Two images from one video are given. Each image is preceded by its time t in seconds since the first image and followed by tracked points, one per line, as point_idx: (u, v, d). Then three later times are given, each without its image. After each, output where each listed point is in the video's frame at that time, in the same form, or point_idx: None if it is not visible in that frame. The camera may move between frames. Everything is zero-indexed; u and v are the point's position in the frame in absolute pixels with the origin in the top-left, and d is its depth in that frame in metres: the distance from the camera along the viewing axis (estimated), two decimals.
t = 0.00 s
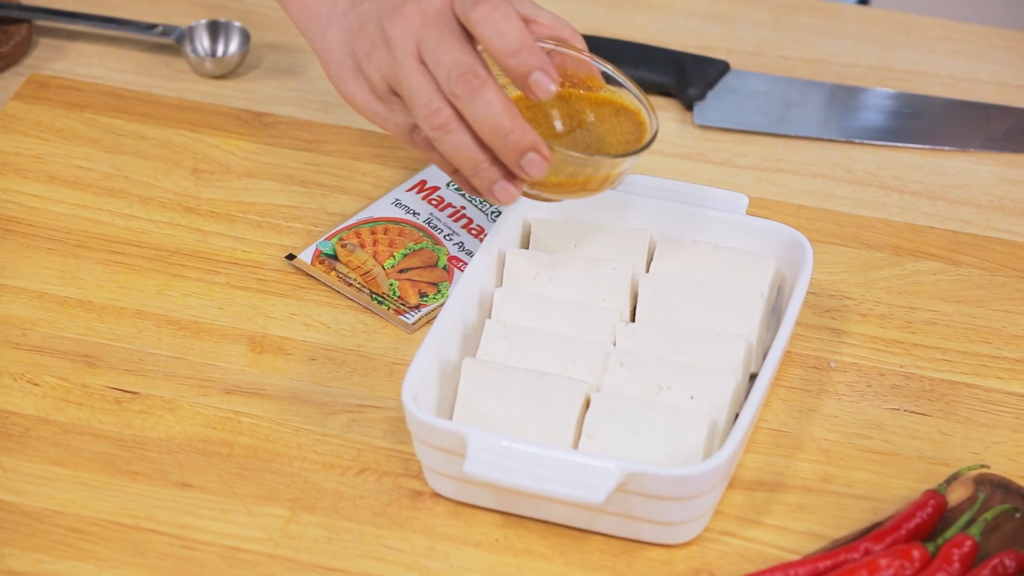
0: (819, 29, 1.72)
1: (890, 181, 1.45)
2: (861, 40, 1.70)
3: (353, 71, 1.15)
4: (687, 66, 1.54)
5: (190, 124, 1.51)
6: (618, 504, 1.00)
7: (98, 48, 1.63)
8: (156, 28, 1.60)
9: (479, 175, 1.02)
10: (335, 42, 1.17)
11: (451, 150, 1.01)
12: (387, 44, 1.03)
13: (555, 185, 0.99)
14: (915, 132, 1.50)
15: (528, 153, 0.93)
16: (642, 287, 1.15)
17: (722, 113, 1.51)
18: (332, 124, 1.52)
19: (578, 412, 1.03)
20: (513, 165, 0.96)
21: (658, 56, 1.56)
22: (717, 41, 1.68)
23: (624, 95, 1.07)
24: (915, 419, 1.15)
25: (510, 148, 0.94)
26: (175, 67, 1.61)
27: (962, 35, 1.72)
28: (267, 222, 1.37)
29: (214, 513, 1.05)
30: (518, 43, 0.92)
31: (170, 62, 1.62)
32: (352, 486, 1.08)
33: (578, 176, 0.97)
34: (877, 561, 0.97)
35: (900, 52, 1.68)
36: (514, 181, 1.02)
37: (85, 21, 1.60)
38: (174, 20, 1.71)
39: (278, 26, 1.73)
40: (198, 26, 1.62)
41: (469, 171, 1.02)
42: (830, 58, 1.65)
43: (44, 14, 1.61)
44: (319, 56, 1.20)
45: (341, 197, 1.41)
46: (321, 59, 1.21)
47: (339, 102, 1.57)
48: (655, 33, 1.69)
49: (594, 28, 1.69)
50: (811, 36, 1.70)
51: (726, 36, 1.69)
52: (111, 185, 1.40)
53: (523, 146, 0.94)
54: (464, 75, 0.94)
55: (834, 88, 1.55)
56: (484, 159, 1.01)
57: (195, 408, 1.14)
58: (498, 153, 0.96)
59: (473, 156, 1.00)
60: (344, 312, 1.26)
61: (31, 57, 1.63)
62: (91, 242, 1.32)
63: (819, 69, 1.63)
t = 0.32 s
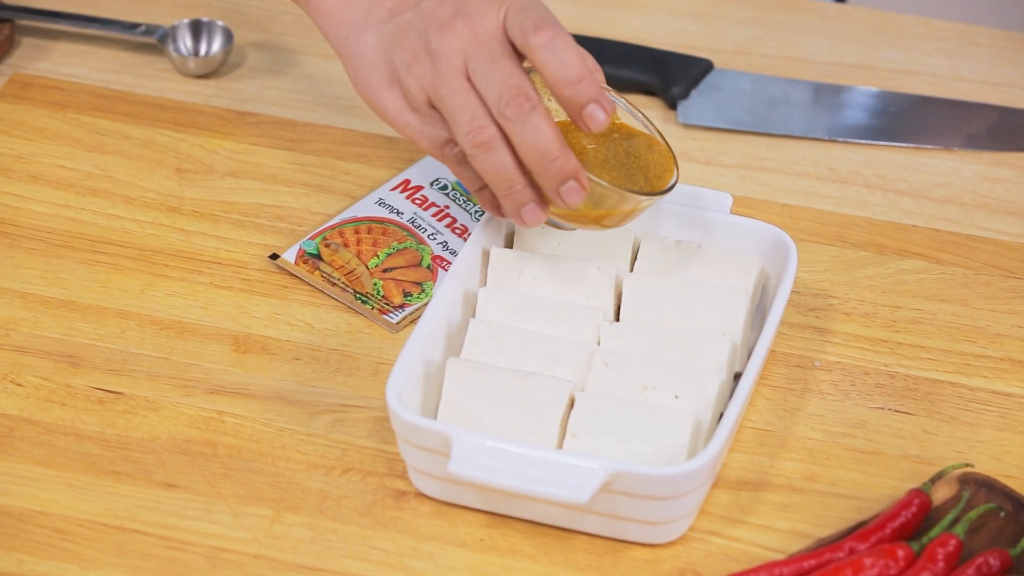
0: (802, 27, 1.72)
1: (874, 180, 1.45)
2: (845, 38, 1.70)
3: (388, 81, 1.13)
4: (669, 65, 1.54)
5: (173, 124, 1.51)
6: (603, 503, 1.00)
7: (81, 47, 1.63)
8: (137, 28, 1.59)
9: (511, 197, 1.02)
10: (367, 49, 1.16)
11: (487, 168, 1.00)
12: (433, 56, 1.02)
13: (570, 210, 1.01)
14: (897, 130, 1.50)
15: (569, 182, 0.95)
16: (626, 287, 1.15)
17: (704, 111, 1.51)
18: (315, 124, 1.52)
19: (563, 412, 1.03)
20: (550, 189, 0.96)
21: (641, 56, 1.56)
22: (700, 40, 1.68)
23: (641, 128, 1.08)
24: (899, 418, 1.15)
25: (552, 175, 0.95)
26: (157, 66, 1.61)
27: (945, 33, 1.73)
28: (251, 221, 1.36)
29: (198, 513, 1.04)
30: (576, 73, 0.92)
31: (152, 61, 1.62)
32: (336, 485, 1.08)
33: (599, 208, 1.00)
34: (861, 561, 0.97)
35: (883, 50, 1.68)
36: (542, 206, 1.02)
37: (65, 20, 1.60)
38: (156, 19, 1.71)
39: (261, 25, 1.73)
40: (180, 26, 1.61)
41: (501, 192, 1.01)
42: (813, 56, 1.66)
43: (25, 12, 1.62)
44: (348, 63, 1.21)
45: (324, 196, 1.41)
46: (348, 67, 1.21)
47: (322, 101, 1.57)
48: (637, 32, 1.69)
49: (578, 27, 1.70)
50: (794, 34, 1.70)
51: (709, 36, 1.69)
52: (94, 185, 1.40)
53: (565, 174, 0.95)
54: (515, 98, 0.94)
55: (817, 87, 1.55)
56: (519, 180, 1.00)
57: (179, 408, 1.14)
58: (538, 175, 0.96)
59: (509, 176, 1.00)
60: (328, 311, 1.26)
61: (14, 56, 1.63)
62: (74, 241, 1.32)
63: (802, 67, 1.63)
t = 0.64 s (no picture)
0: (790, 25, 1.73)
1: (862, 177, 1.45)
2: (833, 37, 1.71)
3: (401, 83, 1.11)
4: (657, 64, 1.55)
5: (161, 122, 1.51)
6: (591, 502, 0.99)
7: (68, 46, 1.63)
8: (124, 27, 1.60)
9: (519, 206, 1.00)
10: (384, 51, 1.12)
11: (499, 176, 0.98)
12: (452, 60, 1.00)
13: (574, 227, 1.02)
14: (885, 127, 1.50)
15: (581, 198, 0.94)
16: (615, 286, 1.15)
17: (693, 110, 1.51)
18: (303, 122, 1.52)
19: (551, 410, 1.03)
20: (563, 202, 0.96)
21: (628, 55, 1.57)
22: (688, 39, 1.68)
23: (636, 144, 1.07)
24: (888, 416, 1.15)
25: (565, 189, 0.94)
26: (144, 65, 1.61)
27: (932, 31, 1.74)
28: (239, 220, 1.36)
29: (186, 512, 1.04)
30: (601, 92, 0.92)
31: (140, 60, 1.62)
32: (325, 484, 1.07)
33: (604, 228, 1.00)
34: (850, 559, 0.96)
35: (871, 48, 1.69)
36: (547, 219, 1.01)
37: (54, 19, 1.61)
38: (144, 19, 1.71)
39: (249, 24, 1.73)
40: (168, 24, 1.62)
41: (509, 201, 1.00)
42: (801, 54, 1.66)
43: (14, 11, 1.63)
44: (359, 65, 1.17)
45: (312, 195, 1.41)
46: (357, 69, 1.18)
47: (310, 100, 1.57)
48: (625, 30, 1.69)
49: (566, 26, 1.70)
50: (782, 33, 1.71)
51: (697, 34, 1.69)
52: (81, 184, 1.40)
53: (579, 189, 0.94)
54: (536, 109, 0.93)
55: (805, 85, 1.56)
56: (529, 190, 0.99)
57: (167, 408, 1.13)
58: (553, 188, 0.95)
59: (520, 186, 0.98)
60: (316, 310, 1.25)
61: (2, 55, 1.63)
62: (61, 240, 1.32)
63: (790, 65, 1.64)
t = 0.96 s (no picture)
0: (779, 23, 1.73)
1: (850, 175, 1.45)
2: (823, 34, 1.71)
3: (388, 100, 1.05)
4: (645, 63, 1.55)
5: (149, 121, 1.51)
6: (581, 500, 0.99)
7: (56, 44, 1.63)
8: (111, 25, 1.61)
9: (501, 236, 0.95)
10: (374, 68, 1.08)
11: (483, 203, 0.93)
12: (444, 80, 0.97)
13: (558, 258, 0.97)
14: (874, 125, 1.50)
15: (565, 230, 0.90)
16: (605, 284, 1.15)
17: (682, 108, 1.51)
18: (291, 121, 1.52)
19: (541, 409, 1.03)
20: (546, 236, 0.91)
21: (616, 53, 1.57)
22: (677, 36, 1.68)
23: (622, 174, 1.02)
24: (877, 413, 1.15)
25: (550, 221, 0.90)
26: (132, 63, 1.61)
27: (922, 29, 1.74)
28: (227, 219, 1.36)
29: (176, 511, 1.03)
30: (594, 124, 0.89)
31: (128, 58, 1.62)
32: (314, 483, 1.07)
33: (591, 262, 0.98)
34: (840, 557, 0.96)
35: (860, 45, 1.69)
36: (530, 250, 0.96)
37: (42, 17, 1.63)
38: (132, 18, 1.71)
39: (238, 22, 1.73)
40: (156, 23, 1.62)
41: (492, 228, 0.95)
42: (790, 51, 1.66)
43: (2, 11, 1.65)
44: (346, 79, 1.12)
45: (301, 193, 1.41)
46: (345, 81, 1.13)
47: (299, 98, 1.57)
48: (614, 29, 1.70)
49: (556, 25, 1.70)
50: (772, 31, 1.71)
51: (686, 32, 1.69)
52: (70, 182, 1.40)
53: (564, 222, 0.90)
54: (526, 135, 0.89)
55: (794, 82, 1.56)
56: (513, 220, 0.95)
57: (157, 406, 1.13)
58: (538, 219, 0.91)
59: (504, 214, 0.94)
60: (305, 309, 1.25)
61: None
62: (49, 239, 1.32)
63: (779, 63, 1.64)
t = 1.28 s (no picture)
0: (769, 22, 1.73)
1: (841, 174, 1.45)
2: (814, 33, 1.71)
3: (352, 148, 1.00)
4: (636, 62, 1.55)
5: (140, 121, 1.51)
6: (573, 499, 0.98)
7: (46, 44, 1.63)
8: (102, 26, 1.61)
9: (455, 296, 0.92)
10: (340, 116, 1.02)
11: (440, 262, 0.90)
12: (412, 132, 0.93)
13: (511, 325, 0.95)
14: (866, 123, 1.50)
15: (521, 296, 0.88)
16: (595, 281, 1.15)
17: (672, 106, 1.52)
18: (281, 120, 1.52)
19: (532, 408, 1.03)
20: (503, 301, 0.89)
21: (608, 52, 1.57)
22: (668, 35, 1.68)
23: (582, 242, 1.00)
24: (868, 412, 1.15)
25: (507, 285, 0.88)
26: (123, 63, 1.60)
27: (914, 28, 1.74)
28: (218, 218, 1.36)
29: (166, 511, 1.03)
30: (560, 190, 0.86)
31: (118, 57, 1.62)
32: (305, 483, 1.07)
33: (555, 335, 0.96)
34: (831, 555, 0.96)
35: (850, 44, 1.69)
36: (483, 313, 0.94)
37: (32, 17, 1.63)
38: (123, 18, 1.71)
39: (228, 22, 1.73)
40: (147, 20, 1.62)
41: (446, 288, 0.92)
42: (781, 50, 1.66)
43: None
44: (311, 121, 1.05)
45: (292, 193, 1.41)
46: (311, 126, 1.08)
47: (289, 97, 1.57)
48: (604, 29, 1.70)
49: (547, 25, 1.71)
50: (762, 30, 1.71)
51: (676, 30, 1.69)
52: (60, 182, 1.40)
53: (521, 288, 0.88)
54: (490, 196, 0.87)
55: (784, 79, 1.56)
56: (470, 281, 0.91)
57: (147, 406, 1.13)
58: (495, 284, 0.88)
59: (462, 274, 0.90)
60: (296, 308, 1.25)
61: None
62: (40, 239, 1.32)
63: (770, 62, 1.64)
